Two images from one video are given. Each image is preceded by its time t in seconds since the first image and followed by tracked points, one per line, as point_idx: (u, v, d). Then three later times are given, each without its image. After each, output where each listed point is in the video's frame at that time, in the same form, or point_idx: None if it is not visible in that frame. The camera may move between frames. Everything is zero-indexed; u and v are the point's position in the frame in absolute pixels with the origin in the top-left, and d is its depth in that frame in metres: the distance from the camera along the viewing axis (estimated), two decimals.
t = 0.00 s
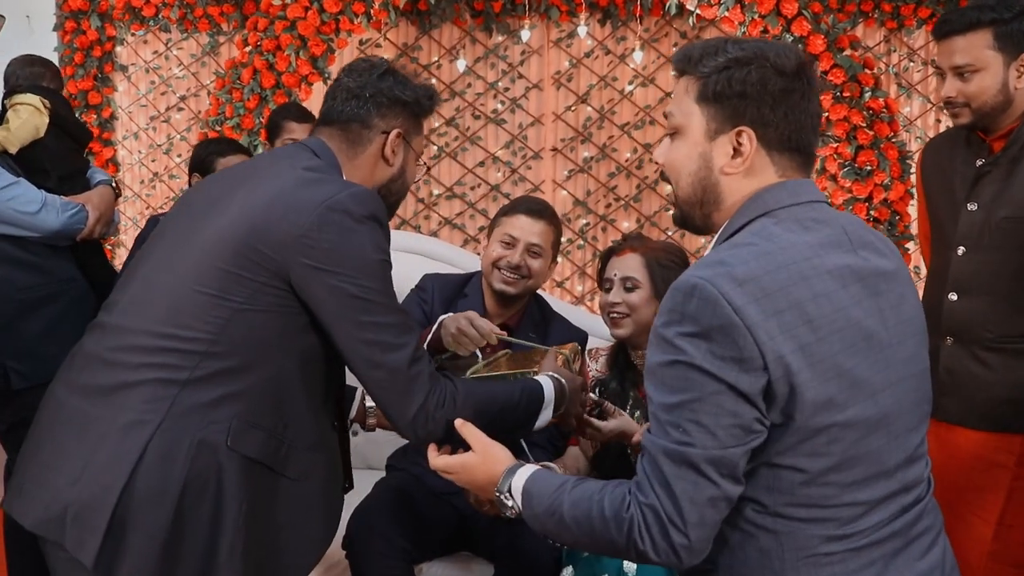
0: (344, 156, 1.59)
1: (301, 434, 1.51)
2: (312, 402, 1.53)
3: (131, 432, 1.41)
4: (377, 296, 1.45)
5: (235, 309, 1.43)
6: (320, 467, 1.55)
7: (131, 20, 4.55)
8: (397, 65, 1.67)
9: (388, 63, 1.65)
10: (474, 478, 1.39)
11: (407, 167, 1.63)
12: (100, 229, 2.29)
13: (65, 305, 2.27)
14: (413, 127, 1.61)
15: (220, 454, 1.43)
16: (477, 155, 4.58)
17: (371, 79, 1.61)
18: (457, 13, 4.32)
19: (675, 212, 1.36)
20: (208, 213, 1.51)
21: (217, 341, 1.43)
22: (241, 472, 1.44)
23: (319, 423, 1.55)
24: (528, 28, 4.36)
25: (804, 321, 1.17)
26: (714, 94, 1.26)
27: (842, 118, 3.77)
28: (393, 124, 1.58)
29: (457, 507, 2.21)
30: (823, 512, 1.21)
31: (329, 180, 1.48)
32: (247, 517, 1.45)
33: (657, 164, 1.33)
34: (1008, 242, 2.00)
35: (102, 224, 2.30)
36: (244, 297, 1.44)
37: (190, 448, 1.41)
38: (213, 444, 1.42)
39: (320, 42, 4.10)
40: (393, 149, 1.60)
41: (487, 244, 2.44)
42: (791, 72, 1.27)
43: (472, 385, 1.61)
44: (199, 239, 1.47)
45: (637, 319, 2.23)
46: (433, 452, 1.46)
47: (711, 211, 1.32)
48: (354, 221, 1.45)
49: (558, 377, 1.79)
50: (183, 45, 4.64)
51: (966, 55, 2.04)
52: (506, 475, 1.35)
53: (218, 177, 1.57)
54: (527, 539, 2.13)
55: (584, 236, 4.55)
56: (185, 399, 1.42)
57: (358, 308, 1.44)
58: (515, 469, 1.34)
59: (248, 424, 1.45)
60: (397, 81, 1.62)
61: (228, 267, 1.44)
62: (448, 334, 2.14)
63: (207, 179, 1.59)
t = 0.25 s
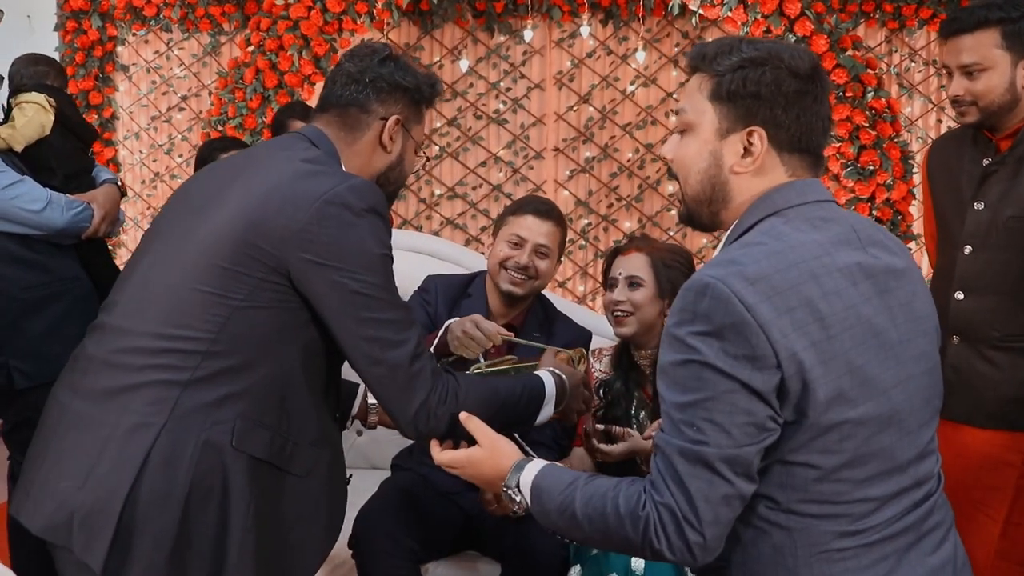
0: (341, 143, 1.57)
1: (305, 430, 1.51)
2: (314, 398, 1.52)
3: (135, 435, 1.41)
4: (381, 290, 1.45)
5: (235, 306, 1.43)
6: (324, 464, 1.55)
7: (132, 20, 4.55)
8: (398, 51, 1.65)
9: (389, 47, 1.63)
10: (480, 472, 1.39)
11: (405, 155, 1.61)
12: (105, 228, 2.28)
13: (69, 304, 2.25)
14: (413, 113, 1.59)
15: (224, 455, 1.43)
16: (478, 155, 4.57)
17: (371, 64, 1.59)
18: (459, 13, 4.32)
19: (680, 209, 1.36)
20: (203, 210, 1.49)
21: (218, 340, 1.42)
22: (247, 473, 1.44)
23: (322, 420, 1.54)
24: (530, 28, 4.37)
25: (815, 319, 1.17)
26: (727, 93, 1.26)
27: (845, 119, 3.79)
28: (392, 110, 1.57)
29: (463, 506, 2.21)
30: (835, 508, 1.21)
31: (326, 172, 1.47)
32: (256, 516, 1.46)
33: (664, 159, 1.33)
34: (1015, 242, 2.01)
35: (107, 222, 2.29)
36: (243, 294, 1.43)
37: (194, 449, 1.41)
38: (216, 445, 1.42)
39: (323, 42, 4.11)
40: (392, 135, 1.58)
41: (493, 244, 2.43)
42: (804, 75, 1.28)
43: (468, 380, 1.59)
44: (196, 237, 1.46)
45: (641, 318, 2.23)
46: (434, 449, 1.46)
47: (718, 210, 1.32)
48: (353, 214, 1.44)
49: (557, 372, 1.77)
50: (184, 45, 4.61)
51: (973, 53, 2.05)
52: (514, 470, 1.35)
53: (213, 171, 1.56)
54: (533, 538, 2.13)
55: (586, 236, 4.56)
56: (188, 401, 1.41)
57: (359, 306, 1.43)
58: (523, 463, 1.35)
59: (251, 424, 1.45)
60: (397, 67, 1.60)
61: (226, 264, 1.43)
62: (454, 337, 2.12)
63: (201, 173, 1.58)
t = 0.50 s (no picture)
0: (334, 138, 1.54)
1: (298, 430, 1.49)
2: (305, 399, 1.50)
3: (125, 437, 1.39)
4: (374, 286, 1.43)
5: (224, 306, 1.41)
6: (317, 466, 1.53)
7: (126, 19, 4.55)
8: (395, 44, 1.62)
9: (386, 40, 1.60)
10: (480, 468, 1.39)
11: (401, 150, 1.58)
12: (102, 226, 2.27)
13: (66, 303, 2.25)
14: (408, 107, 1.56)
15: (215, 458, 1.41)
16: (474, 155, 4.57)
17: (368, 57, 1.56)
18: (454, 13, 4.32)
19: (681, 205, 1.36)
20: (193, 208, 1.48)
21: (208, 341, 1.40)
22: (239, 475, 1.42)
23: (315, 421, 1.53)
24: (526, 28, 4.37)
25: (818, 314, 1.17)
26: (732, 91, 1.27)
27: (839, 118, 3.80)
28: (386, 104, 1.54)
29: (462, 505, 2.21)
30: (838, 502, 1.22)
31: (316, 167, 1.45)
32: (248, 519, 1.44)
33: (667, 157, 1.33)
34: (1011, 240, 2.03)
35: (105, 221, 2.28)
36: (233, 294, 1.41)
37: (184, 452, 1.40)
38: (207, 446, 1.40)
39: (319, 42, 4.10)
40: (387, 129, 1.55)
41: (492, 243, 2.43)
42: (808, 74, 1.29)
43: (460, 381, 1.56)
44: (184, 237, 1.44)
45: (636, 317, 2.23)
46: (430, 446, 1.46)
47: (720, 207, 1.32)
48: (345, 212, 1.41)
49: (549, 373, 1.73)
50: (179, 44, 4.61)
51: (971, 51, 2.09)
52: (513, 466, 1.35)
53: (202, 168, 1.54)
54: (532, 535, 2.13)
55: (580, 235, 4.57)
56: (178, 403, 1.40)
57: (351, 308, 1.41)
58: (522, 460, 1.34)
59: (242, 427, 1.43)
60: (393, 61, 1.56)
61: (215, 262, 1.41)
62: (452, 339, 2.11)
63: (191, 171, 1.56)
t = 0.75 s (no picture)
0: (324, 134, 1.53)
1: (284, 433, 1.49)
2: (291, 401, 1.50)
3: (109, 443, 1.38)
4: (352, 289, 1.42)
5: (208, 309, 1.40)
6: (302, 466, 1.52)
7: (114, 18, 4.53)
8: (386, 36, 1.60)
9: (378, 33, 1.59)
10: (472, 466, 1.39)
11: (392, 146, 1.57)
12: (91, 227, 2.27)
13: (56, 302, 2.24)
14: (400, 102, 1.55)
15: (201, 463, 1.41)
16: (463, 154, 4.57)
17: (358, 51, 1.54)
18: (443, 13, 4.33)
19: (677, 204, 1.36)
20: (176, 207, 1.46)
21: (193, 345, 1.39)
22: (226, 481, 1.42)
23: (300, 423, 1.52)
24: (515, 27, 4.38)
25: (814, 310, 1.19)
26: (728, 90, 1.28)
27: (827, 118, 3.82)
28: (378, 100, 1.52)
29: (455, 503, 2.21)
30: (833, 496, 1.23)
31: (301, 168, 1.44)
32: (235, 524, 1.43)
33: (663, 157, 1.34)
34: (997, 237, 2.04)
35: (93, 222, 2.28)
36: (218, 297, 1.40)
37: (170, 457, 1.39)
38: (193, 452, 1.40)
39: (308, 41, 4.09)
40: (379, 125, 1.54)
41: (484, 248, 2.42)
42: (802, 72, 1.30)
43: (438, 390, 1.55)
44: (168, 238, 1.43)
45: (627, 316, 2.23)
46: (418, 443, 1.44)
47: (717, 204, 1.33)
48: (331, 213, 1.41)
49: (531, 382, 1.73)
50: (167, 44, 4.60)
51: (958, 51, 2.11)
52: (507, 463, 1.35)
53: (186, 167, 1.52)
54: (525, 533, 2.13)
55: (569, 235, 4.57)
56: (163, 408, 1.39)
57: (329, 315, 1.40)
58: (516, 456, 1.35)
59: (228, 432, 1.42)
60: (385, 54, 1.55)
61: (198, 265, 1.40)
62: (442, 348, 2.12)
63: (175, 169, 1.55)
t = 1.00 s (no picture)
0: (305, 112, 1.44)
1: (275, 433, 1.43)
2: (281, 398, 1.43)
3: (101, 456, 1.33)
4: (318, 289, 1.30)
5: (185, 310, 1.32)
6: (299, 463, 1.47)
7: (100, 17, 4.50)
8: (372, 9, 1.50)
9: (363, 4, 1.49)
10: (459, 464, 1.38)
11: (376, 124, 1.48)
12: (77, 229, 2.18)
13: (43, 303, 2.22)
14: (384, 79, 1.47)
15: (188, 472, 1.35)
16: (452, 153, 4.57)
17: (342, 23, 1.45)
18: (432, 11, 4.29)
19: (669, 205, 1.36)
20: (154, 202, 1.39)
21: (175, 349, 1.32)
22: (218, 485, 1.36)
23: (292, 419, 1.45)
24: (503, 26, 4.37)
25: (807, 307, 1.19)
26: (716, 90, 1.28)
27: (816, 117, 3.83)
28: (363, 76, 1.44)
29: (447, 502, 2.21)
30: (826, 493, 1.23)
31: (274, 158, 1.34)
32: (230, 531, 1.38)
33: (652, 159, 1.34)
34: (986, 235, 2.06)
35: (80, 224, 2.18)
36: (196, 297, 1.32)
37: (158, 468, 1.33)
38: (179, 461, 1.34)
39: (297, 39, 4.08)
40: (363, 102, 1.45)
41: (476, 253, 2.42)
42: (789, 70, 1.30)
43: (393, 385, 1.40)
44: (146, 238, 1.36)
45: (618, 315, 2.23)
46: (404, 439, 1.44)
47: (708, 204, 1.33)
48: (303, 207, 1.30)
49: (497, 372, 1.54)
50: (154, 42, 4.58)
51: (946, 51, 2.13)
52: (495, 462, 1.35)
53: (165, 158, 1.45)
54: (517, 533, 2.13)
55: (558, 233, 4.58)
56: (147, 419, 1.33)
57: (293, 318, 1.29)
58: (503, 455, 1.34)
59: (217, 435, 1.35)
60: (371, 29, 1.46)
61: (175, 265, 1.32)
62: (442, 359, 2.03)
63: (155, 160, 1.47)
